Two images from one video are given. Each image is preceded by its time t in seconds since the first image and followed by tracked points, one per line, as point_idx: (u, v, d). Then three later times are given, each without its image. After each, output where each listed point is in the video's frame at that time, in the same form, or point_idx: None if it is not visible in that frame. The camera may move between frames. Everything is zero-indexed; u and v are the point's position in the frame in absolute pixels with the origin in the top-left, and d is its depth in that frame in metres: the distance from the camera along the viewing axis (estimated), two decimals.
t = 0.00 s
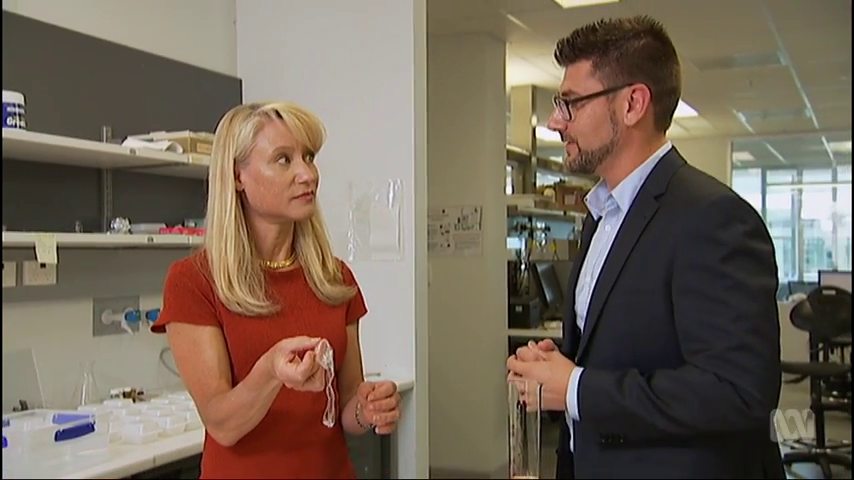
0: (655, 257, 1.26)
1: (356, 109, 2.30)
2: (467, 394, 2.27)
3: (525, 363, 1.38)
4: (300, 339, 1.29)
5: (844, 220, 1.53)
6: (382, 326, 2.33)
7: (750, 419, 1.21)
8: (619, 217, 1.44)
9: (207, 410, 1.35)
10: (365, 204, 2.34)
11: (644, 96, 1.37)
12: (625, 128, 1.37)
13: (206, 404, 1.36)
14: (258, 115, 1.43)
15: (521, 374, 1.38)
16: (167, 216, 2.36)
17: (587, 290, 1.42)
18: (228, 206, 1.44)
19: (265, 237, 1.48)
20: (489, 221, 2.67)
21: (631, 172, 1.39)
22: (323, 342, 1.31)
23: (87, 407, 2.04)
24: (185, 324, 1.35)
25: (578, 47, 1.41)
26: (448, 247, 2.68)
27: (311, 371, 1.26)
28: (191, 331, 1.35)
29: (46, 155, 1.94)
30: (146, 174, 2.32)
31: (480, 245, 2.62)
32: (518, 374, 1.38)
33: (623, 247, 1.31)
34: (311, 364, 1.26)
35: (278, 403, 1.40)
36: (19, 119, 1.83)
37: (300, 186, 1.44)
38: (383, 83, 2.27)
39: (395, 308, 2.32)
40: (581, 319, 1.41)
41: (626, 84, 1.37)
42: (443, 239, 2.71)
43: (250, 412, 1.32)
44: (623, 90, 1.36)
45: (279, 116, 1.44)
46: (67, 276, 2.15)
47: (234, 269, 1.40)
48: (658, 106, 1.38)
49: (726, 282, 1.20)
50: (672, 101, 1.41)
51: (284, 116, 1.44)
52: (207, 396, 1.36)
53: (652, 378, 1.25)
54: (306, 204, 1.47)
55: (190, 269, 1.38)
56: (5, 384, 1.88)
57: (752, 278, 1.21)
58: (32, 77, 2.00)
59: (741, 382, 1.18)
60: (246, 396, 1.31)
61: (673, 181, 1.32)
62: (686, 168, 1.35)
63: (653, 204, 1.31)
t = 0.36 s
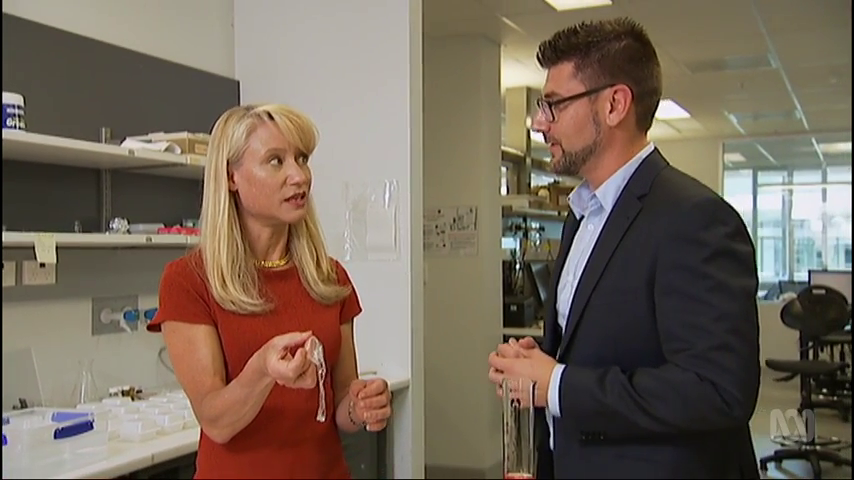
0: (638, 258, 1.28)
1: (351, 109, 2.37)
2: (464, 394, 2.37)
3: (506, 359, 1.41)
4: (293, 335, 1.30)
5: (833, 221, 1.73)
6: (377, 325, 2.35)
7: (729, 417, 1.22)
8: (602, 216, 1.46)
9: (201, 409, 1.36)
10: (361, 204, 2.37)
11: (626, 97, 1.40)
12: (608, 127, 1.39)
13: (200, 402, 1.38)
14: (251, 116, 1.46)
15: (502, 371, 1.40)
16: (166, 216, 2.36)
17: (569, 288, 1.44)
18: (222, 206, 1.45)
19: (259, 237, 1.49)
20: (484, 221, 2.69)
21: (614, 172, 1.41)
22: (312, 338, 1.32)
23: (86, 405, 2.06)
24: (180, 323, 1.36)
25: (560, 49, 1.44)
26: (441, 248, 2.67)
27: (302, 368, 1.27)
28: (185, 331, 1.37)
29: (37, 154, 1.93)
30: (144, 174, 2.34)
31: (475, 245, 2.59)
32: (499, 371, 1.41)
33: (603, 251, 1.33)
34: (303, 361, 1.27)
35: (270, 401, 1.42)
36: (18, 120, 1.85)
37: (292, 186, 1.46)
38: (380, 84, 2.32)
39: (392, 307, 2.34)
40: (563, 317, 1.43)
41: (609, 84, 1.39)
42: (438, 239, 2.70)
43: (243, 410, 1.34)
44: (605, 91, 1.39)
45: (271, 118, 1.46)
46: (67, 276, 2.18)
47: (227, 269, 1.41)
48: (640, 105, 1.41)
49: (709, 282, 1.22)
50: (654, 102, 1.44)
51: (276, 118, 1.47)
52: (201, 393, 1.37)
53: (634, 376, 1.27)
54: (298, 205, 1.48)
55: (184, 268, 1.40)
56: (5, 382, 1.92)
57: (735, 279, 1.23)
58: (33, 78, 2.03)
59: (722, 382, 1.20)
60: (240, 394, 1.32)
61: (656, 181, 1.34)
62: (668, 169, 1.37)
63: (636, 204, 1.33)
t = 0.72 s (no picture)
0: (619, 256, 1.24)
1: (345, 110, 2.37)
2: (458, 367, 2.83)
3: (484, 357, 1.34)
4: (286, 335, 1.30)
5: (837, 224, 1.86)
6: (374, 324, 2.35)
7: (708, 417, 1.19)
8: (583, 216, 1.41)
9: (196, 409, 1.36)
10: (359, 204, 2.37)
11: (614, 98, 1.35)
12: (596, 129, 1.34)
13: (194, 402, 1.38)
14: (243, 116, 1.46)
15: (480, 369, 1.33)
16: (162, 219, 2.39)
17: (549, 288, 1.40)
18: (216, 206, 1.45)
19: (253, 237, 1.49)
20: (482, 221, 3.11)
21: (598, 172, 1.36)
22: (308, 339, 1.32)
23: (83, 406, 2.05)
24: (175, 323, 1.36)
25: (545, 53, 1.37)
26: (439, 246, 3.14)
27: (295, 366, 1.27)
28: (179, 331, 1.36)
29: (35, 154, 1.93)
30: (140, 174, 2.33)
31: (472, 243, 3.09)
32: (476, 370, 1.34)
33: (586, 248, 1.28)
34: (296, 360, 1.27)
35: (265, 400, 1.42)
36: (15, 119, 1.85)
37: (284, 187, 1.46)
38: (379, 83, 2.32)
39: (390, 306, 2.34)
40: (543, 317, 1.39)
41: (596, 87, 1.34)
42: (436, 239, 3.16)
43: (237, 410, 1.34)
44: (593, 94, 1.33)
45: (263, 118, 1.47)
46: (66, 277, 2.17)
47: (221, 268, 1.41)
48: (623, 106, 1.37)
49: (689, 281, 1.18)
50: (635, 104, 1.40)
51: (269, 118, 1.47)
52: (195, 394, 1.37)
53: (613, 374, 1.22)
54: (291, 205, 1.48)
55: (178, 269, 1.40)
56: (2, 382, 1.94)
57: (717, 279, 1.20)
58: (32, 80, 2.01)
59: (700, 380, 1.16)
60: (233, 394, 1.32)
61: (638, 182, 1.30)
62: (650, 170, 1.33)
63: (619, 204, 1.28)
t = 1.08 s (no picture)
0: (624, 257, 1.24)
1: (343, 110, 2.38)
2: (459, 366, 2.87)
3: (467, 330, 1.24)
4: (282, 335, 1.30)
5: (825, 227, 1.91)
6: (373, 324, 2.35)
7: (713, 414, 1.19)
8: (588, 217, 1.40)
9: (193, 410, 1.36)
10: (358, 204, 2.37)
11: (619, 105, 1.34)
12: (602, 135, 1.33)
13: (192, 402, 1.38)
14: (237, 116, 1.46)
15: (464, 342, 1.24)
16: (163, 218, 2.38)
17: (554, 288, 1.39)
18: (210, 207, 1.45)
19: (248, 237, 1.49)
20: (479, 222, 3.21)
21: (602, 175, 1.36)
22: (303, 339, 1.31)
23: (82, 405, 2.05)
24: (170, 324, 1.36)
25: (543, 66, 1.33)
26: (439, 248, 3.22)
27: (291, 365, 1.27)
28: (175, 331, 1.36)
29: (35, 154, 1.93)
30: (140, 174, 2.34)
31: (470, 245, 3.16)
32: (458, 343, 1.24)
33: (591, 249, 1.28)
34: (292, 359, 1.27)
35: (262, 400, 1.41)
36: (14, 119, 1.85)
37: (279, 185, 1.46)
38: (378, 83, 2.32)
39: (389, 305, 2.34)
40: (548, 317, 1.38)
41: (599, 93, 1.32)
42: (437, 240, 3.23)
43: (234, 410, 1.34)
44: (598, 101, 1.31)
45: (256, 117, 1.46)
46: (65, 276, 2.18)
47: (216, 268, 1.41)
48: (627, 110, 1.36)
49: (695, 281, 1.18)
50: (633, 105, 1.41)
51: (262, 117, 1.47)
52: (192, 394, 1.37)
53: (614, 361, 1.21)
54: (285, 205, 1.48)
55: (174, 269, 1.40)
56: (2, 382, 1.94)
57: (724, 278, 1.20)
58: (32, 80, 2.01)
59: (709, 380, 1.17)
60: (230, 394, 1.32)
61: (644, 181, 1.30)
62: (654, 170, 1.33)
63: (624, 204, 1.28)
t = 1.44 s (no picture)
0: (631, 257, 1.24)
1: (343, 110, 2.38)
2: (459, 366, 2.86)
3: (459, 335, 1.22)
4: (281, 333, 1.30)
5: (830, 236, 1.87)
6: (372, 323, 2.35)
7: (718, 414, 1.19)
8: (600, 218, 1.38)
9: (192, 409, 1.36)
10: (358, 204, 2.37)
11: (625, 108, 1.33)
12: (610, 139, 1.32)
13: (191, 402, 1.37)
14: (235, 116, 1.46)
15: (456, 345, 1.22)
16: (162, 218, 2.38)
17: (567, 290, 1.38)
18: (208, 207, 1.44)
19: (247, 237, 1.49)
20: (482, 221, 3.16)
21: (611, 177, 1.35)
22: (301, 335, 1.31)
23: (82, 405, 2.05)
24: (169, 324, 1.36)
25: (547, 71, 1.32)
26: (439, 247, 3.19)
27: (290, 364, 1.26)
28: (173, 331, 1.36)
29: (35, 154, 1.93)
30: (140, 173, 2.33)
31: (472, 245, 3.13)
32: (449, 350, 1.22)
33: (600, 250, 1.28)
34: (290, 358, 1.26)
35: (261, 400, 1.41)
36: (14, 119, 1.85)
37: (277, 185, 1.45)
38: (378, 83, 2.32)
39: (389, 305, 2.34)
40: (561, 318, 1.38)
41: (605, 97, 1.31)
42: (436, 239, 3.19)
43: (233, 409, 1.34)
44: (604, 104, 1.31)
45: (254, 116, 1.46)
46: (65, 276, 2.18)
47: (215, 268, 1.40)
48: (634, 112, 1.35)
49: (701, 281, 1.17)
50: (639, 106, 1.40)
51: (260, 117, 1.47)
52: (191, 394, 1.37)
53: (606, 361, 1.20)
54: (284, 204, 1.47)
55: (173, 270, 1.40)
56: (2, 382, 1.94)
57: (730, 279, 1.19)
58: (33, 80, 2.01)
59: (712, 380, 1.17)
60: (229, 393, 1.32)
61: (655, 181, 1.29)
62: (666, 170, 1.33)
63: (635, 204, 1.27)
